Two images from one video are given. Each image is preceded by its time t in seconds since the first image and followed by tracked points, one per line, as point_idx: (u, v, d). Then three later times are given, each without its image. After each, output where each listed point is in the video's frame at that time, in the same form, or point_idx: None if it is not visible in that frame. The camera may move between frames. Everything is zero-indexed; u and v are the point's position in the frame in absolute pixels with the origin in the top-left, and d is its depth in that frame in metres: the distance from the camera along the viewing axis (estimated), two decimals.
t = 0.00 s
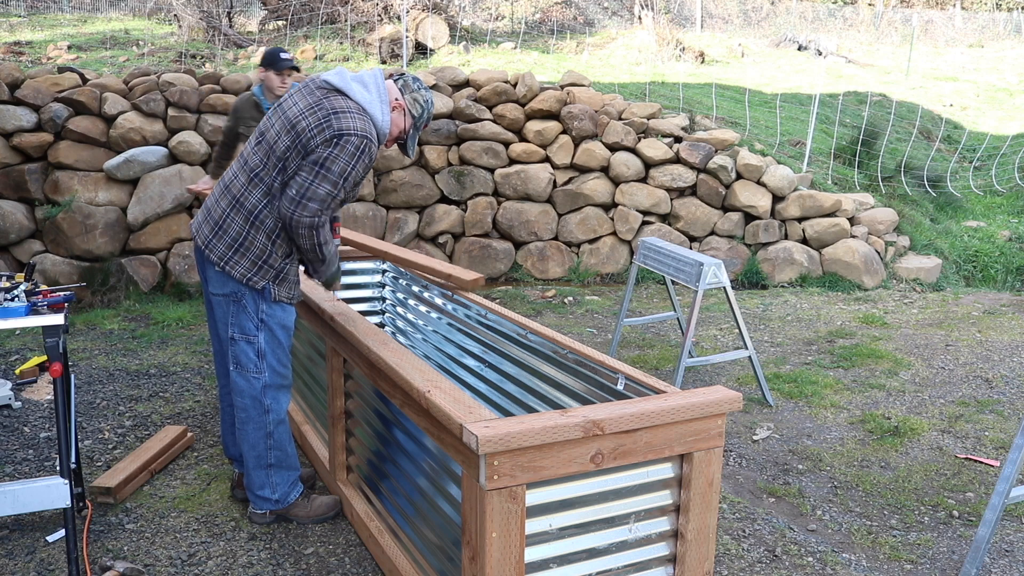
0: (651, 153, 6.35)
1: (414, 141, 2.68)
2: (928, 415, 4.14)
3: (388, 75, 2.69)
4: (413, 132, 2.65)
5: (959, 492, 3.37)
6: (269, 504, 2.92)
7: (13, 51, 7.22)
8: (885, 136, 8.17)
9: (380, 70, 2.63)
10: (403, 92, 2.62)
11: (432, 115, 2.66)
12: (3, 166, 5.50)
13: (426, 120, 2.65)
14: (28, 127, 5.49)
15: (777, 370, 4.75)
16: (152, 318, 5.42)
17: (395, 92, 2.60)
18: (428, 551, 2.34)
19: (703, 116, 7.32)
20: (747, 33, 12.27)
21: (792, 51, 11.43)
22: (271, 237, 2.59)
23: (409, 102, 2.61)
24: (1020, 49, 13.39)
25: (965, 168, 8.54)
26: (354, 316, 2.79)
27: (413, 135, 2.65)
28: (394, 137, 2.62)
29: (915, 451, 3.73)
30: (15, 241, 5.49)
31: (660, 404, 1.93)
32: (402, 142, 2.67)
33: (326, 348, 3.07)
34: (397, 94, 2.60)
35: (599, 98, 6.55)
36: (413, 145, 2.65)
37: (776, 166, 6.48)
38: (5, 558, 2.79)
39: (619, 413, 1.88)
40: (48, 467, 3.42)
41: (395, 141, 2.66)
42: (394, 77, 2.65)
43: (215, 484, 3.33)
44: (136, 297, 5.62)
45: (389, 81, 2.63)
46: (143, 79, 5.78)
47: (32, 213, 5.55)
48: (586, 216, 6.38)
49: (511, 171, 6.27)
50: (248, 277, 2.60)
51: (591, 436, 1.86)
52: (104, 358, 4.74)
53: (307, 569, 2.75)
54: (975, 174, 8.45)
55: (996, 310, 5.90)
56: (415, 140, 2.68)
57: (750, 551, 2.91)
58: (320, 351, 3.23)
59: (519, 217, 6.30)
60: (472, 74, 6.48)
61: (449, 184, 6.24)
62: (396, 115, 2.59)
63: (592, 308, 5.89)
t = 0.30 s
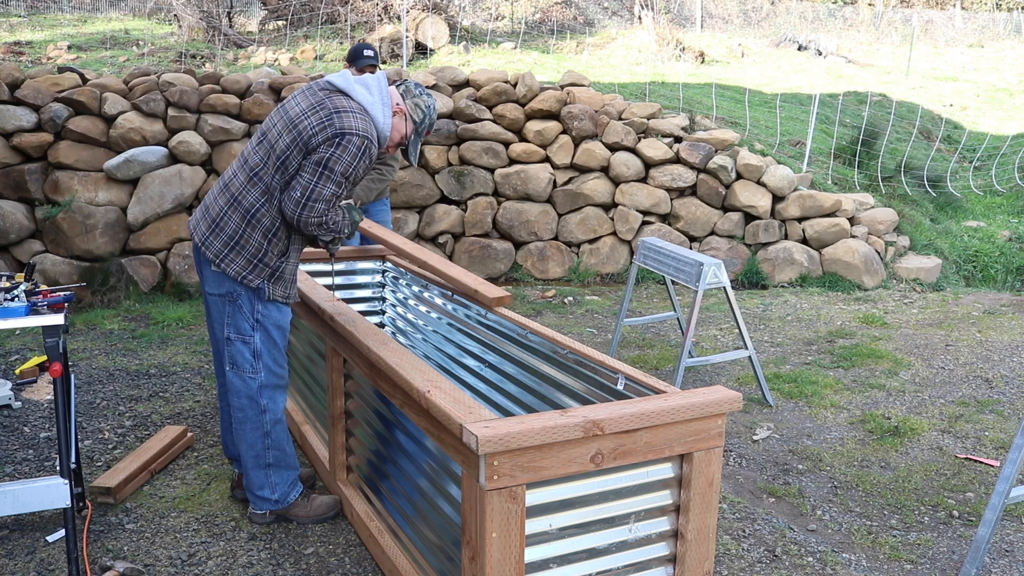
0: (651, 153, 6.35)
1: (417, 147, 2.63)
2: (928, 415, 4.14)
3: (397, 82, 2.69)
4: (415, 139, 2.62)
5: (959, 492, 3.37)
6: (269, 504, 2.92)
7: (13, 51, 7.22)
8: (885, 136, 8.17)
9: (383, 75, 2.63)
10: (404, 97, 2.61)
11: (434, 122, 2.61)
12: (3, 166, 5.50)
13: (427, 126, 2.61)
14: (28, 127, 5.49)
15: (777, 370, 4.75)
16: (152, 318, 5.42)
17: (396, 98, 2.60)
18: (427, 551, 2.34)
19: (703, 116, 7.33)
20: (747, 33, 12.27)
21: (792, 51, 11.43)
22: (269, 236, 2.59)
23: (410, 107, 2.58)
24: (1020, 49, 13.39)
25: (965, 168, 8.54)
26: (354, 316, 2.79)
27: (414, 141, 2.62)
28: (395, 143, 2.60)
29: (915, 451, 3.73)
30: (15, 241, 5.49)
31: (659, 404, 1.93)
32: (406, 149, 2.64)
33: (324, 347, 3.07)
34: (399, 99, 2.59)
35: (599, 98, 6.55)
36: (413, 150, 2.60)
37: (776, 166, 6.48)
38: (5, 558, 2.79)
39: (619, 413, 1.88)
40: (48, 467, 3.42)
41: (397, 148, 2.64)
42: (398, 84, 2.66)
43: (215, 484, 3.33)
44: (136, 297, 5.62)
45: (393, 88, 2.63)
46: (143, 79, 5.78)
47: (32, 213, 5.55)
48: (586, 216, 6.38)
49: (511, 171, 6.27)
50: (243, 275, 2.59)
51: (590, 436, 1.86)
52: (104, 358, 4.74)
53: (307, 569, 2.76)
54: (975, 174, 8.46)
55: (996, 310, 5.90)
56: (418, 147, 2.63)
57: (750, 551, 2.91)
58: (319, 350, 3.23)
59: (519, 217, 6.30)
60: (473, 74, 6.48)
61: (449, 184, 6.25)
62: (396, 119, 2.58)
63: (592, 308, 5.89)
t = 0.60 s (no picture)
0: (651, 153, 6.35)
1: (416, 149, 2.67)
2: (928, 415, 4.15)
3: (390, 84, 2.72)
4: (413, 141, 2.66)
5: (959, 492, 3.37)
6: (269, 504, 2.92)
7: (13, 51, 7.22)
8: (885, 136, 8.16)
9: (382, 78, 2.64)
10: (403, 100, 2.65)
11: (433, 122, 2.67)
12: (2, 166, 5.50)
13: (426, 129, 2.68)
14: (28, 127, 5.49)
15: (777, 370, 4.75)
16: (152, 318, 5.42)
17: (395, 100, 2.62)
18: (426, 550, 2.34)
19: (703, 116, 7.32)
20: (747, 33, 12.27)
21: (792, 51, 11.43)
22: (266, 237, 2.58)
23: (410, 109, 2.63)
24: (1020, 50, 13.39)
25: (965, 168, 8.54)
26: (354, 316, 2.79)
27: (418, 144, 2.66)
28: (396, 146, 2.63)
29: (915, 451, 3.73)
30: (15, 241, 5.49)
31: (659, 404, 1.93)
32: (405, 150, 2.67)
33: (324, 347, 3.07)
34: (398, 101, 2.62)
35: (599, 98, 6.55)
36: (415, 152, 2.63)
37: (776, 166, 6.48)
38: (5, 558, 2.79)
39: (619, 413, 1.88)
40: (48, 467, 3.42)
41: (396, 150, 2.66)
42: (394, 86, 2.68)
43: (216, 484, 3.33)
44: (136, 297, 5.63)
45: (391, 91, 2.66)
46: (143, 79, 5.78)
47: (32, 213, 5.55)
48: (586, 216, 6.38)
49: (511, 171, 6.27)
50: (240, 275, 2.60)
51: (591, 436, 1.86)
52: (104, 358, 4.74)
53: (307, 569, 2.76)
54: (975, 173, 8.46)
55: (996, 310, 5.90)
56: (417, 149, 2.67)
57: (750, 551, 2.91)
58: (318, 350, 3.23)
59: (519, 217, 6.30)
60: (473, 74, 6.48)
61: (449, 184, 6.24)
62: (397, 120, 2.60)
63: (592, 308, 5.89)
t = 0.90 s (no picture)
0: (651, 153, 6.35)
1: (396, 121, 2.64)
2: (928, 415, 4.15)
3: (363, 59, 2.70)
4: (392, 113, 2.63)
5: (959, 492, 3.37)
6: (269, 504, 2.92)
7: (13, 51, 7.22)
8: (886, 136, 8.16)
9: (350, 56, 2.63)
10: (374, 73, 2.61)
11: (408, 93, 2.64)
12: (2, 166, 5.50)
13: (402, 97, 2.63)
14: (28, 127, 5.49)
15: (777, 370, 4.75)
16: (152, 318, 5.42)
17: (365, 74, 2.59)
18: (427, 551, 2.34)
19: (703, 116, 7.33)
20: (747, 33, 12.27)
21: (792, 51, 11.43)
22: (261, 240, 2.59)
23: (381, 82, 2.60)
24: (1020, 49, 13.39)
25: (965, 168, 8.54)
26: (354, 316, 2.79)
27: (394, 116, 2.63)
28: (375, 120, 2.62)
29: (915, 451, 3.73)
30: (15, 241, 5.48)
31: (659, 404, 1.93)
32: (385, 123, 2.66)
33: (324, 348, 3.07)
34: (368, 76, 2.59)
35: (599, 98, 6.55)
36: (394, 123, 2.60)
37: (776, 166, 6.48)
38: (5, 558, 2.79)
39: (619, 412, 1.88)
40: (48, 467, 3.42)
41: (376, 125, 2.65)
42: (366, 60, 2.65)
43: (216, 484, 3.33)
44: (136, 297, 5.63)
45: (360, 65, 2.63)
46: (143, 79, 5.78)
47: (31, 213, 5.55)
48: (586, 216, 6.38)
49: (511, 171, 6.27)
50: (241, 281, 2.60)
51: (591, 436, 1.86)
52: (104, 358, 4.74)
53: (307, 569, 2.76)
54: (975, 173, 8.45)
55: (996, 310, 5.90)
56: (397, 120, 2.64)
57: (750, 551, 2.91)
58: (318, 350, 3.23)
59: (519, 217, 6.30)
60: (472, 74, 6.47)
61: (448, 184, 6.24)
62: (370, 97, 2.58)
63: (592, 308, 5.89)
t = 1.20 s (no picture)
0: (652, 153, 6.35)
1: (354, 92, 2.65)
2: (928, 415, 4.15)
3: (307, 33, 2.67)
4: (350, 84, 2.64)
5: (958, 492, 3.37)
6: (269, 506, 2.92)
7: (13, 51, 7.21)
8: (885, 136, 8.16)
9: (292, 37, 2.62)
10: (324, 47, 2.59)
11: (361, 61, 2.63)
12: (2, 166, 5.50)
13: (356, 66, 2.64)
14: (28, 127, 5.49)
15: (777, 370, 4.75)
16: (152, 318, 5.42)
17: (317, 50, 2.58)
18: (428, 551, 2.34)
19: (703, 116, 7.33)
20: (747, 33, 12.27)
21: (792, 51, 11.43)
22: (245, 239, 2.60)
23: (334, 55, 2.59)
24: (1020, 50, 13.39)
25: (965, 168, 8.54)
26: (355, 316, 2.78)
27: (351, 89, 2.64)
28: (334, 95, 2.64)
29: (915, 451, 3.73)
30: (15, 241, 5.48)
31: (659, 404, 1.93)
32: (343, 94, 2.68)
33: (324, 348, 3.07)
34: (319, 51, 2.58)
35: (599, 98, 6.55)
36: (353, 95, 2.61)
37: (776, 166, 6.48)
38: (5, 558, 2.79)
39: (619, 412, 1.88)
40: (48, 467, 3.42)
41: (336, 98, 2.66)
42: (312, 34, 2.63)
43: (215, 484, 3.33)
44: (136, 297, 5.63)
45: (307, 41, 2.61)
46: (143, 79, 5.77)
47: (31, 213, 5.55)
48: (586, 216, 6.38)
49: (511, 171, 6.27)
50: (232, 284, 2.59)
51: (591, 435, 1.86)
52: (103, 358, 4.74)
53: (307, 569, 2.76)
54: (975, 173, 8.45)
55: (996, 310, 5.90)
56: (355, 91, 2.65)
57: (750, 551, 2.91)
58: (318, 351, 3.23)
59: (519, 217, 6.31)
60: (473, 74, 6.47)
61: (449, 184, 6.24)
62: (326, 72, 2.58)
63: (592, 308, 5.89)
